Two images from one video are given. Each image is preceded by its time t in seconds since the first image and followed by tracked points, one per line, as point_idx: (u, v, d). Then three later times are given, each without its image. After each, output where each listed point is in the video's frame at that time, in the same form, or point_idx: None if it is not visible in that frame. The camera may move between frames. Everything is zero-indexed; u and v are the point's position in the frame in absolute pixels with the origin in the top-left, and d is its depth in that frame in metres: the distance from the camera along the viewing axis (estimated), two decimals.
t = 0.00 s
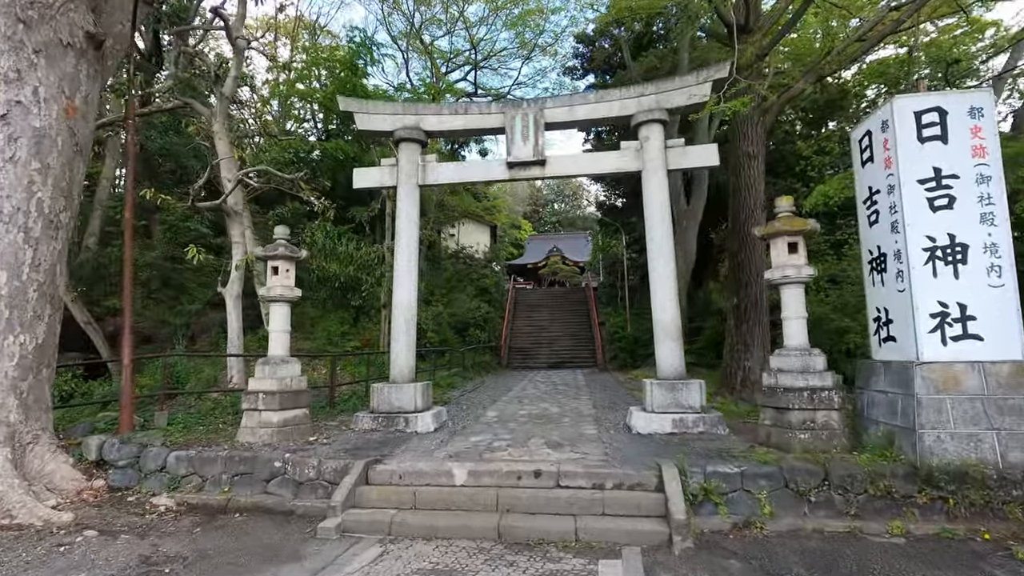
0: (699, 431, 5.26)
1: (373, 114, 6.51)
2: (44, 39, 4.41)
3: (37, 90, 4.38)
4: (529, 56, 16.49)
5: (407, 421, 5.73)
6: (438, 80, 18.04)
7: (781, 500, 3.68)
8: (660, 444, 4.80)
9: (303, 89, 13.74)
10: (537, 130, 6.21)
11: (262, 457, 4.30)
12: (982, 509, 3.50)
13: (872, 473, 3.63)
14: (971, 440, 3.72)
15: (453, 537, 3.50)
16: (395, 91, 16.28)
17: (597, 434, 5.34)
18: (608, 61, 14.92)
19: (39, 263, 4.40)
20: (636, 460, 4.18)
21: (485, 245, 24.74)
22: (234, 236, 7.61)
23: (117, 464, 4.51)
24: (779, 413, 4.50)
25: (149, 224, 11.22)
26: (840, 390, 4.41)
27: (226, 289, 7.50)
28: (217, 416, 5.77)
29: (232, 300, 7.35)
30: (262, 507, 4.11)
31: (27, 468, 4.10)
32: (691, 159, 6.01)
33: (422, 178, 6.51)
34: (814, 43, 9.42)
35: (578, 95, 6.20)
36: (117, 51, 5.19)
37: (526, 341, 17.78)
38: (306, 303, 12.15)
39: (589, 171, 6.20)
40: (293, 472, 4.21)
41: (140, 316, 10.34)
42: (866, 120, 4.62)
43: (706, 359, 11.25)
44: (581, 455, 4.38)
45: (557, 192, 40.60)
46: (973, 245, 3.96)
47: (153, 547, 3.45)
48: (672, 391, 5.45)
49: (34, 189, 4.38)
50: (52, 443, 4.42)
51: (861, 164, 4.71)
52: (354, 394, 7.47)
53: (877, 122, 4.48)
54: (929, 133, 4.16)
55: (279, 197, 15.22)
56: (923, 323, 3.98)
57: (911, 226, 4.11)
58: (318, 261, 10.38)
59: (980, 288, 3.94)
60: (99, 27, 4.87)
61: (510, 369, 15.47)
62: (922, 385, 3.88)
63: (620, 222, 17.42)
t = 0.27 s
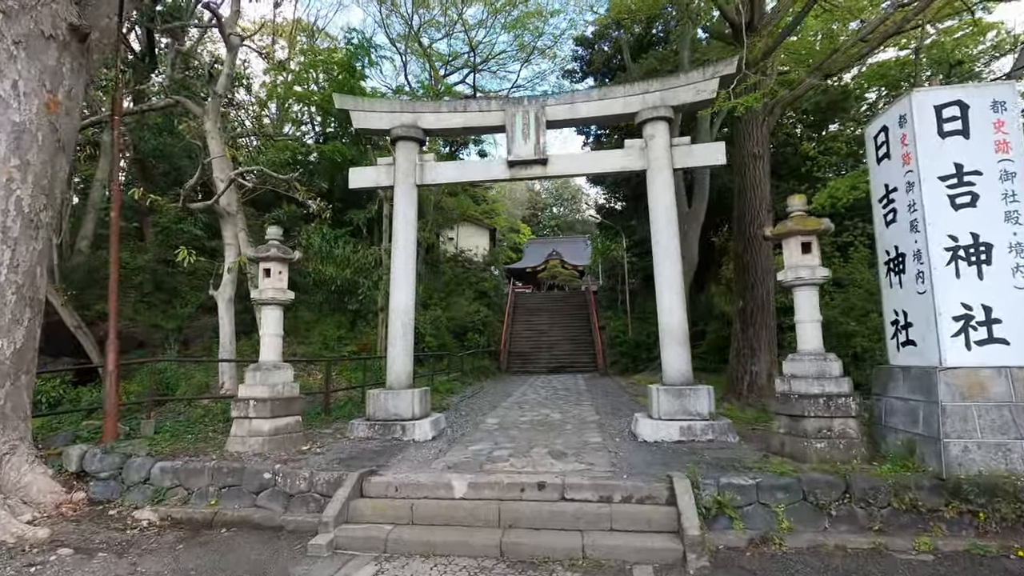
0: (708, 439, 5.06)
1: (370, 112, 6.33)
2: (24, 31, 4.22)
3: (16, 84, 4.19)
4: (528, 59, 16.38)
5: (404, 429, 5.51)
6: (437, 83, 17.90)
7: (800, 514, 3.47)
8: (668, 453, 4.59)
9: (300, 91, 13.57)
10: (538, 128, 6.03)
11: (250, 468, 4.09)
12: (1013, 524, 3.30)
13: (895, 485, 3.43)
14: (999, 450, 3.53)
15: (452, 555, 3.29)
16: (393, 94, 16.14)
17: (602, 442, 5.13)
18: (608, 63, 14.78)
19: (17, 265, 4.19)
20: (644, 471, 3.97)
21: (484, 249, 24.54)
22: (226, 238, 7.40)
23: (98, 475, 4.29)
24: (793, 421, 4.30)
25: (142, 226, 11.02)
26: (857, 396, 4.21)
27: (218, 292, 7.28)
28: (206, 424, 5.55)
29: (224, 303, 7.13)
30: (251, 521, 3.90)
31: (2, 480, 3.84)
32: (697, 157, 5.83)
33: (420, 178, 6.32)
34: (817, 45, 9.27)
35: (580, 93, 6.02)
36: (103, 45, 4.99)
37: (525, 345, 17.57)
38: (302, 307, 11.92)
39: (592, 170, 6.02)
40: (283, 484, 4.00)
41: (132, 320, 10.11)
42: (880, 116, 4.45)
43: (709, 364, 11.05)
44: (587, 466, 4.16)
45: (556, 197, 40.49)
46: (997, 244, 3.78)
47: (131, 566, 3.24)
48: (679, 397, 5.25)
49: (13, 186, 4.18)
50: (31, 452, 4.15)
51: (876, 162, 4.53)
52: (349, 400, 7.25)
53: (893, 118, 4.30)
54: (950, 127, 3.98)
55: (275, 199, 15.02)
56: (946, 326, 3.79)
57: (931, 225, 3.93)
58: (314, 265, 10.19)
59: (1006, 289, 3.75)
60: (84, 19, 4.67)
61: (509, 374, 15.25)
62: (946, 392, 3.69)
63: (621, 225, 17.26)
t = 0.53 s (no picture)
0: (720, 450, 4.85)
1: (366, 112, 6.14)
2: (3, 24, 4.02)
3: None
4: (527, 64, 16.28)
5: (402, 439, 5.29)
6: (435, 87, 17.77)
7: (824, 531, 3.26)
8: (680, 465, 4.36)
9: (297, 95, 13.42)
10: (540, 127, 5.84)
11: (239, 483, 3.87)
12: None
13: (926, 499, 3.22)
14: None
15: None
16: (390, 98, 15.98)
17: (609, 453, 4.90)
18: (608, 66, 14.65)
19: None
20: (656, 485, 3.73)
21: (483, 254, 24.33)
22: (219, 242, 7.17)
23: (78, 490, 4.05)
24: (811, 430, 4.09)
25: (135, 231, 10.80)
26: (879, 404, 4.00)
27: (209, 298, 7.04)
28: (195, 435, 5.32)
29: (216, 309, 6.91)
30: (239, 540, 3.67)
31: None
32: (705, 157, 5.63)
33: (418, 179, 6.12)
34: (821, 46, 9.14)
35: (584, 90, 5.84)
36: (89, 40, 4.80)
37: (525, 351, 17.35)
38: (298, 313, 11.69)
39: (596, 170, 5.82)
40: (274, 499, 3.78)
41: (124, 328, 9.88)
42: (899, 111, 4.28)
43: (714, 370, 10.83)
44: (596, 479, 3.93)
45: (555, 203, 40.34)
46: None
47: None
48: (689, 405, 5.04)
49: None
50: (6, 466, 3.88)
51: (895, 159, 4.35)
52: (345, 408, 7.02)
53: (913, 112, 4.12)
54: (974, 121, 3.79)
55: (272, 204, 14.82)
56: (974, 330, 3.59)
57: (957, 223, 3.73)
58: (310, 270, 9.99)
59: None
60: (68, 13, 4.47)
61: (510, 381, 15.00)
62: (975, 400, 3.49)
63: (621, 229, 17.07)
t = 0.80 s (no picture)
0: (733, 464, 4.62)
1: (363, 114, 5.96)
2: None
3: None
4: (526, 71, 16.18)
5: (400, 453, 5.06)
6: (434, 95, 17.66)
7: (853, 555, 3.04)
8: (693, 481, 4.14)
9: (295, 103, 13.29)
10: (543, 129, 5.67)
11: (226, 503, 3.63)
12: None
13: (961, 520, 3.00)
14: None
15: None
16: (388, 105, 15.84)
17: (617, 468, 4.67)
18: (608, 73, 14.56)
19: None
20: (671, 504, 3.51)
21: (483, 262, 24.13)
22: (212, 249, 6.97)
23: (55, 512, 3.81)
24: (832, 444, 3.87)
25: (128, 239, 10.60)
26: (904, 417, 3.79)
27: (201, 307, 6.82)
28: (183, 451, 5.08)
29: (208, 318, 6.68)
30: (224, 566, 3.43)
31: None
32: (713, 159, 5.46)
33: (417, 183, 5.93)
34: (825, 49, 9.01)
35: (587, 92, 5.67)
36: (75, 39, 4.62)
37: (525, 360, 17.11)
38: (294, 322, 11.45)
39: (601, 173, 5.64)
40: (263, 521, 3.55)
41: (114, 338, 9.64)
42: (919, 109, 4.10)
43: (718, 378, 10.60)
44: (605, 498, 3.71)
45: (553, 210, 40.22)
46: None
47: None
48: (701, 418, 4.82)
49: None
50: None
51: (915, 159, 4.17)
52: (341, 421, 6.78)
53: (935, 109, 3.93)
54: (1002, 118, 3.60)
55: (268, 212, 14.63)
56: (1008, 339, 3.38)
57: (986, 225, 3.53)
58: (306, 278, 9.79)
59: None
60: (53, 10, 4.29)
61: (510, 390, 14.75)
62: (1009, 413, 3.28)
63: (622, 236, 16.90)
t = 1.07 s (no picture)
0: (747, 477, 4.41)
1: (362, 115, 5.79)
2: None
3: None
4: (526, 79, 16.12)
5: (398, 465, 4.83)
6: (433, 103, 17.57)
7: None
8: (708, 496, 3.91)
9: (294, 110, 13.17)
10: (546, 129, 5.51)
11: (212, 520, 3.41)
12: None
13: (1002, 539, 2.79)
14: None
15: None
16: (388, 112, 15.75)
17: (626, 481, 4.45)
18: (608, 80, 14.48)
19: None
20: (686, 520, 3.29)
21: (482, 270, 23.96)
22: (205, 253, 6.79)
23: (29, 530, 3.57)
24: (856, 456, 3.65)
25: (122, 245, 10.42)
26: (931, 427, 3.58)
27: (193, 314, 6.62)
28: (170, 463, 4.85)
29: (200, 325, 6.48)
30: None
31: None
32: (722, 159, 5.30)
33: (416, 184, 5.75)
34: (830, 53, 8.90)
35: (592, 91, 5.52)
36: (63, 35, 4.49)
37: (526, 368, 16.88)
38: (291, 330, 11.23)
39: (606, 174, 5.47)
40: (251, 540, 3.33)
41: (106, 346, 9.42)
42: (941, 104, 3.93)
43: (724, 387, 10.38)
44: (616, 513, 3.48)
45: (553, 219, 40.11)
46: None
47: None
48: (713, 428, 4.61)
49: None
50: None
51: (937, 156, 3.99)
52: (337, 432, 6.55)
53: (958, 103, 3.77)
54: None
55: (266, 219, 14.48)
56: None
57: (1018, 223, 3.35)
58: (303, 285, 9.60)
59: None
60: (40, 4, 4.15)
61: (511, 400, 14.50)
62: None
63: (623, 244, 16.74)
